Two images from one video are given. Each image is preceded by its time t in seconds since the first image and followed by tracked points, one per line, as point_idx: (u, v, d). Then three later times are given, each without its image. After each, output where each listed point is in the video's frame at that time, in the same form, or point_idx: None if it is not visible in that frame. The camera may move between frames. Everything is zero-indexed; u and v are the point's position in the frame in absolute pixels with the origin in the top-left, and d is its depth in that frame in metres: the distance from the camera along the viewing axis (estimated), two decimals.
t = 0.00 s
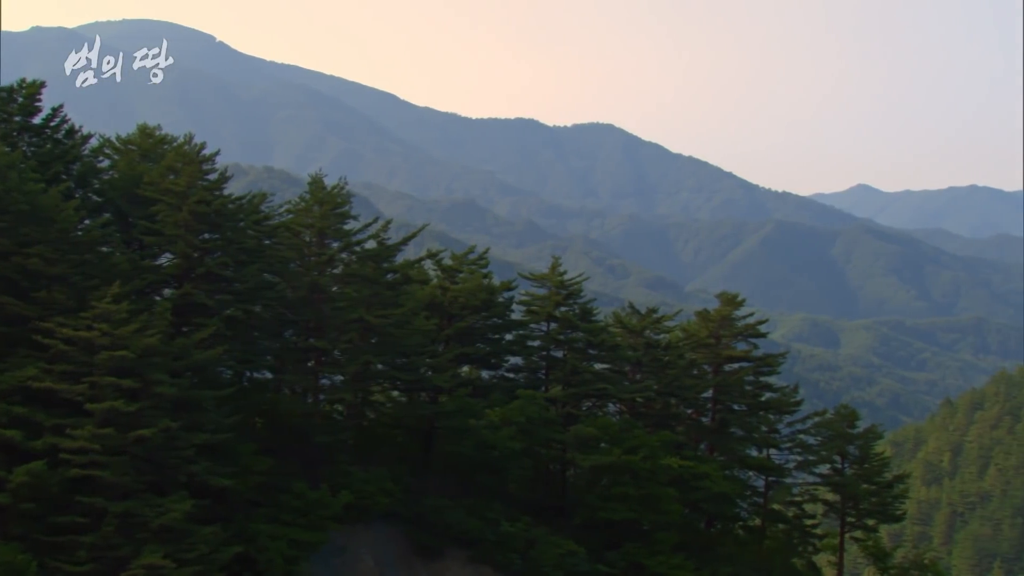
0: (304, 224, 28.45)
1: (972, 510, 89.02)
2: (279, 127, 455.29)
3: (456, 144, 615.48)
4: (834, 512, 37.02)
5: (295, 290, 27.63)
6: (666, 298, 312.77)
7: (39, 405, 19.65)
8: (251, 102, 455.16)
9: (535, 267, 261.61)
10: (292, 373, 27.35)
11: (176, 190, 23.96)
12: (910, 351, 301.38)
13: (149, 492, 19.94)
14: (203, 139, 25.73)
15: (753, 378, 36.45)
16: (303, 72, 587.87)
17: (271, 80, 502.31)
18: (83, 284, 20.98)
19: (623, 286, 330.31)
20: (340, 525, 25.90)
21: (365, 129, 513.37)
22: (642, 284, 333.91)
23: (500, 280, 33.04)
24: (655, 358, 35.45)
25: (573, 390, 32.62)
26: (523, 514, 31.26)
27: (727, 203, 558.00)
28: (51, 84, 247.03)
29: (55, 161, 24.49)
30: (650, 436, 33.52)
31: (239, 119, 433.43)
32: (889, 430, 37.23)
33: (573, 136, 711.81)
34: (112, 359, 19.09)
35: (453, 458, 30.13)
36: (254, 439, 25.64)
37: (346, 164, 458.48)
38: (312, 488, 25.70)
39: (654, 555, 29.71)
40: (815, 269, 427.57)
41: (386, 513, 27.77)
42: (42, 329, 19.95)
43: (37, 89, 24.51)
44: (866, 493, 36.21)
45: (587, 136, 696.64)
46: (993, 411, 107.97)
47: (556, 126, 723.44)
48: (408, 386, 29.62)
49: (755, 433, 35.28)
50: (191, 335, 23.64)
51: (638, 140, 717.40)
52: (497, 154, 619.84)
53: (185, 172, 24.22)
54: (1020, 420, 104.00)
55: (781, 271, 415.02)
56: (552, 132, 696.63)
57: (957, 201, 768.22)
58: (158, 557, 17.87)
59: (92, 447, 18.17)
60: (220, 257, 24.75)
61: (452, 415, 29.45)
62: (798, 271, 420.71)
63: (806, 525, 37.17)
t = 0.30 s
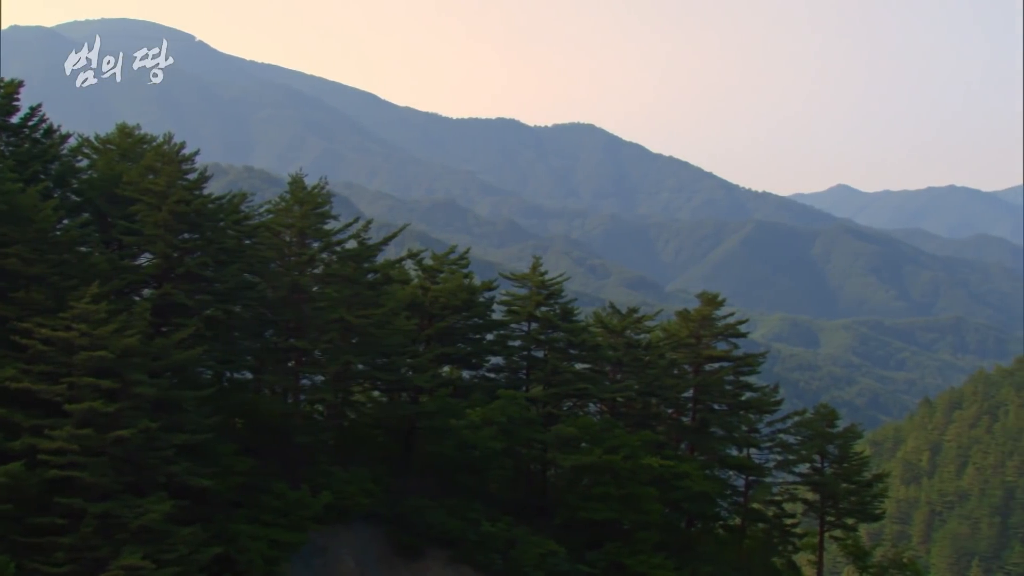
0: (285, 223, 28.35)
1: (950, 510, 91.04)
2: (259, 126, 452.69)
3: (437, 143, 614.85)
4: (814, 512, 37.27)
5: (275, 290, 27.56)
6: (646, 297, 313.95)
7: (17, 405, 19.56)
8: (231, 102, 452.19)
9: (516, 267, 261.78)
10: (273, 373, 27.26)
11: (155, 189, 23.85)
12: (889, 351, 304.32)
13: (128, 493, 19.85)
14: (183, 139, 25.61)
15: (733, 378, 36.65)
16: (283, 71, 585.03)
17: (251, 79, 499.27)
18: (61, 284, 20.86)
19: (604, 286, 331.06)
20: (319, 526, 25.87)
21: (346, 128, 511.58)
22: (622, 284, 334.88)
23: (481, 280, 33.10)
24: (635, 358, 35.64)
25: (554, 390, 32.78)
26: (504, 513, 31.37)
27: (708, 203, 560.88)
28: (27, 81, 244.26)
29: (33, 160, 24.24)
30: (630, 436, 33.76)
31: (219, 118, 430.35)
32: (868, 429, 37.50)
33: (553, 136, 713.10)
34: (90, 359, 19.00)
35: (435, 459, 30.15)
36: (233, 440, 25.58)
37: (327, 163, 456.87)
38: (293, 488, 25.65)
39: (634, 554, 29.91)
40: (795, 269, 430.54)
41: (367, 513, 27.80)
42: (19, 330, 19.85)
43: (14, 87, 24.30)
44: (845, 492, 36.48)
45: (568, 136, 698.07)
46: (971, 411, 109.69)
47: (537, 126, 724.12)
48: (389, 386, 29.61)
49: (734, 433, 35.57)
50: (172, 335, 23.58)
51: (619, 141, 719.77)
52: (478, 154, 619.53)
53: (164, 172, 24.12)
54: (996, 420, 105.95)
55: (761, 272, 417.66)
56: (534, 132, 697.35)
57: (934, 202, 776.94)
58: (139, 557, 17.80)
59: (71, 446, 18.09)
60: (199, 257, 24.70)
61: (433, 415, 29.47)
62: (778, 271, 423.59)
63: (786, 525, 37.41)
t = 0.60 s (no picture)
0: (263, 223, 28.26)
1: (928, 507, 92.69)
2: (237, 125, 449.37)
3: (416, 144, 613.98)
4: (792, 511, 37.60)
5: (253, 291, 27.51)
6: (625, 297, 315.08)
7: None
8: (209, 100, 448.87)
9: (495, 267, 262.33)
10: (251, 374, 27.23)
11: (133, 190, 23.74)
12: (866, 350, 307.52)
13: (105, 494, 19.75)
14: (160, 138, 25.55)
15: (712, 378, 36.92)
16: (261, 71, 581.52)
17: (229, 77, 496.01)
18: (37, 284, 20.74)
19: (583, 285, 332.11)
20: (298, 527, 25.80)
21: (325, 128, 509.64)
22: (601, 284, 336.07)
23: (460, 280, 33.16)
24: (614, 358, 35.85)
25: (533, 390, 32.93)
26: (484, 513, 31.47)
27: (687, 203, 563.73)
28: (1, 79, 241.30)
29: (9, 159, 23.98)
30: (609, 436, 33.99)
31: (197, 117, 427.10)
32: (845, 428, 37.90)
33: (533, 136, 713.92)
34: (67, 359, 18.93)
35: (414, 459, 30.13)
36: (212, 440, 25.45)
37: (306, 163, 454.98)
38: (271, 489, 25.62)
39: (613, 554, 30.10)
40: (773, 269, 433.81)
41: (346, 514, 27.82)
42: None
43: None
44: (822, 491, 36.89)
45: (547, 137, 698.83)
46: (948, 410, 111.21)
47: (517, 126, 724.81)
48: (369, 387, 29.59)
49: (713, 432, 35.87)
50: (149, 335, 23.48)
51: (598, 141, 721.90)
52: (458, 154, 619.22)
53: (142, 172, 24.03)
54: (973, 419, 107.72)
55: (740, 271, 420.53)
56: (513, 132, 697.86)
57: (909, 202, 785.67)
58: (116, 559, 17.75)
59: (49, 448, 18.02)
60: (177, 258, 24.64)
61: (412, 415, 29.53)
62: (757, 270, 426.68)
63: (764, 524, 37.72)
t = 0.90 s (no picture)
0: (239, 223, 28.22)
1: (903, 506, 94.03)
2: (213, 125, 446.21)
3: (393, 143, 612.19)
4: (769, 510, 38.04)
5: (230, 290, 27.47)
6: (602, 297, 315.94)
7: None
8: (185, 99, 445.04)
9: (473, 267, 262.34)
10: (228, 374, 27.19)
11: (109, 189, 23.63)
12: (842, 349, 310.60)
13: (80, 493, 19.61)
14: (136, 137, 25.46)
15: (689, 377, 37.24)
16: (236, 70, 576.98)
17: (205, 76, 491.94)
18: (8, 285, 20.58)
19: (561, 286, 332.73)
20: (275, 528, 25.79)
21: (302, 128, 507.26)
22: (579, 284, 336.86)
23: (437, 280, 33.36)
24: (591, 357, 36.03)
25: (510, 390, 33.10)
26: (461, 512, 31.60)
27: (664, 203, 566.48)
28: None
29: None
30: (587, 435, 34.33)
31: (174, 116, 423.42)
32: (820, 428, 38.32)
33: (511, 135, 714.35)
34: (41, 359, 18.87)
35: (392, 460, 30.15)
36: (189, 441, 25.38)
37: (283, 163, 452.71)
38: (248, 488, 25.60)
39: (589, 553, 30.35)
40: (750, 269, 437.03)
41: (323, 513, 27.91)
42: None
43: None
44: (798, 490, 37.33)
45: (525, 136, 699.37)
46: (923, 410, 112.78)
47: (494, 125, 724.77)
48: (345, 387, 29.65)
49: (690, 432, 36.25)
50: (125, 334, 23.41)
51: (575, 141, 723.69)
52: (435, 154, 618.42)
53: (118, 171, 23.95)
54: (947, 419, 109.28)
55: (717, 271, 423.34)
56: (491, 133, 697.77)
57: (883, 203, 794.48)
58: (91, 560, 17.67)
59: (22, 449, 17.91)
60: (153, 257, 24.51)
61: (389, 415, 29.62)
62: (734, 270, 429.65)
63: (740, 522, 37.99)
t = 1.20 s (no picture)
0: (215, 223, 28.15)
1: (878, 505, 95.39)
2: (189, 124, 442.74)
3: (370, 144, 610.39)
4: (745, 508, 38.48)
5: (206, 290, 27.36)
6: (579, 297, 316.80)
7: None
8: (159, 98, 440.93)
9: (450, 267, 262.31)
10: (203, 374, 27.01)
11: (83, 189, 23.52)
12: (818, 349, 313.88)
13: (54, 495, 19.54)
14: (111, 137, 25.29)
15: (666, 377, 37.51)
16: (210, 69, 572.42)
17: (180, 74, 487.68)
18: None
19: (538, 285, 333.37)
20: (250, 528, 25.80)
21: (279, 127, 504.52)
22: (556, 284, 337.72)
23: (415, 280, 33.39)
24: (569, 357, 36.22)
25: (486, 390, 33.16)
26: (436, 512, 31.69)
27: (641, 203, 569.10)
28: None
29: None
30: (564, 435, 34.48)
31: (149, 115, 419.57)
32: (796, 427, 38.73)
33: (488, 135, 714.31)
34: (13, 361, 18.73)
35: (368, 460, 30.18)
36: (163, 440, 25.29)
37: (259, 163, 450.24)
38: (224, 490, 25.52)
39: (567, 554, 30.46)
40: (726, 269, 440.17)
41: (299, 515, 27.91)
42: None
43: None
44: (774, 489, 37.76)
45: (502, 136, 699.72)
46: (896, 409, 114.35)
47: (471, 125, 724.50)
48: (323, 387, 29.60)
49: (667, 432, 36.57)
50: (99, 335, 23.27)
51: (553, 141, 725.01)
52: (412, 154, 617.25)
53: (92, 171, 23.82)
54: (921, 418, 110.91)
55: (693, 271, 426.01)
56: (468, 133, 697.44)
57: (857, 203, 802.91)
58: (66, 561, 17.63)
59: None
60: (128, 257, 24.39)
61: (367, 415, 29.66)
62: (710, 270, 432.65)
63: (717, 522, 38.37)
